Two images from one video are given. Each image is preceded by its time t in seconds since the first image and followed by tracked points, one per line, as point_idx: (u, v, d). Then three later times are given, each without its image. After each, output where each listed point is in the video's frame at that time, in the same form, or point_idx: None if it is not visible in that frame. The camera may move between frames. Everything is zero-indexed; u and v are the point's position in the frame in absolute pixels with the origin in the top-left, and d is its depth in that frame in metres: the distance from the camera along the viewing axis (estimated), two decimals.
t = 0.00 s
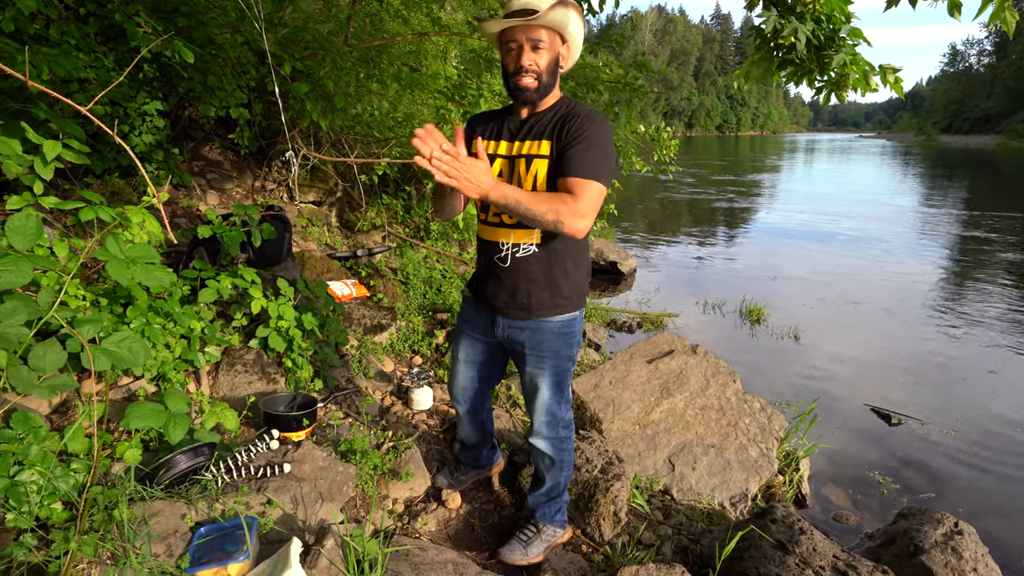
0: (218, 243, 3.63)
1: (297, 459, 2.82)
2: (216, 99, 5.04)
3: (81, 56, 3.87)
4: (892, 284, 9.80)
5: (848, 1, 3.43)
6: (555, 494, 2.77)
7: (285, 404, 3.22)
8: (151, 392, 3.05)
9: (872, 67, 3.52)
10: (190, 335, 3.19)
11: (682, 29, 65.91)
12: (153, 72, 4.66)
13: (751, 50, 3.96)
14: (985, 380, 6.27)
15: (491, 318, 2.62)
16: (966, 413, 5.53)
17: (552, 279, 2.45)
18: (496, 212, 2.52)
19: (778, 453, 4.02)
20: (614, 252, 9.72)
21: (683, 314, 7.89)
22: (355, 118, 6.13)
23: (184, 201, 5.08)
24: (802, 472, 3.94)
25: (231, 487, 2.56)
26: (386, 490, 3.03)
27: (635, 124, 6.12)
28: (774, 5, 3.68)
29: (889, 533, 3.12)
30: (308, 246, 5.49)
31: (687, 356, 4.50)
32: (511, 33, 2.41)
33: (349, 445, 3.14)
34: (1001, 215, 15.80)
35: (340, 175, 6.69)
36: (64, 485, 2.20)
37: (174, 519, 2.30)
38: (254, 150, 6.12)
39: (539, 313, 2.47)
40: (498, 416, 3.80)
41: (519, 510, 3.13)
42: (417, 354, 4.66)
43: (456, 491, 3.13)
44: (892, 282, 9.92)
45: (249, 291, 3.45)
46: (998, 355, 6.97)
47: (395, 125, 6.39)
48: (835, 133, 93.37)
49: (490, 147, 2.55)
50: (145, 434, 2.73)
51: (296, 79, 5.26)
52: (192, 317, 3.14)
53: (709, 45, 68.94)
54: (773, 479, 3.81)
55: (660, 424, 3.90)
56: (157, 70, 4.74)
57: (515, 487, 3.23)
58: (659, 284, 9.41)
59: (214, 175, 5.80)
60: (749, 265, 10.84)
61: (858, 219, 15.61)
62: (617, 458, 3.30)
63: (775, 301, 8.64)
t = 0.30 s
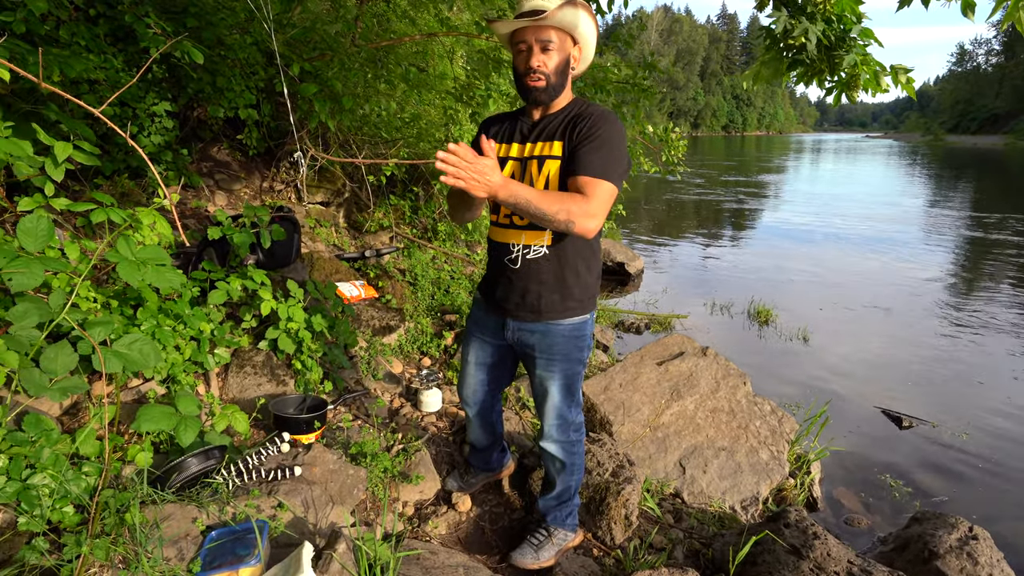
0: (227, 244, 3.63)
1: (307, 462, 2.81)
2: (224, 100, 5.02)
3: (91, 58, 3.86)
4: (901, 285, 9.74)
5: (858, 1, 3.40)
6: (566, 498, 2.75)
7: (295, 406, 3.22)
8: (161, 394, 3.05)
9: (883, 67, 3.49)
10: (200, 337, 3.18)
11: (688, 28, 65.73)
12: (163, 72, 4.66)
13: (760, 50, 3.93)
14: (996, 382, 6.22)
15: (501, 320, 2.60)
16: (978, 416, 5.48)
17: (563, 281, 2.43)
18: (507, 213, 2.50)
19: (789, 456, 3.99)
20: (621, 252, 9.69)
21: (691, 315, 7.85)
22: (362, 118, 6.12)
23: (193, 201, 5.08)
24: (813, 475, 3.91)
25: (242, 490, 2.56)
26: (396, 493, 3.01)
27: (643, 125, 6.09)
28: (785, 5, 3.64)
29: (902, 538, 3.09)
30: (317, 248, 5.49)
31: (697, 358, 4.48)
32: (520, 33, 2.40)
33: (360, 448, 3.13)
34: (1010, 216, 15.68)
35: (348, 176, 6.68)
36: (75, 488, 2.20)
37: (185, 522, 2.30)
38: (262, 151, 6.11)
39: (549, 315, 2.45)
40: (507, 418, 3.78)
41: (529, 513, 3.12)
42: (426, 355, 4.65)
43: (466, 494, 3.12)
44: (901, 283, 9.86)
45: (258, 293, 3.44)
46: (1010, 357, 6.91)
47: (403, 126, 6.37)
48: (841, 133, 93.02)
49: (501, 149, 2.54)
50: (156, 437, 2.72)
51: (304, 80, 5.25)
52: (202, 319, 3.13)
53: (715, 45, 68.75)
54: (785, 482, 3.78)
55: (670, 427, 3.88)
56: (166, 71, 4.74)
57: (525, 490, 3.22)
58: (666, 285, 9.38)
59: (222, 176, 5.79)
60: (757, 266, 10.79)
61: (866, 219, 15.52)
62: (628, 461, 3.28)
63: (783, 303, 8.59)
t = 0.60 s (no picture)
0: (237, 246, 3.63)
1: (320, 466, 2.80)
2: (233, 101, 4.99)
3: (101, 58, 3.84)
4: (908, 287, 9.70)
5: (869, 1, 3.39)
6: (580, 502, 2.73)
7: (306, 409, 3.22)
8: (172, 397, 3.04)
9: (894, 68, 3.46)
10: (210, 339, 3.16)
11: (692, 28, 65.60)
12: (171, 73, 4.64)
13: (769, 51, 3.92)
14: (1007, 385, 6.18)
15: (516, 324, 2.58)
16: (989, 419, 5.45)
17: (579, 287, 2.41)
18: (522, 218, 2.47)
19: (801, 460, 3.97)
20: (627, 253, 9.66)
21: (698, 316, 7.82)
22: (370, 118, 6.11)
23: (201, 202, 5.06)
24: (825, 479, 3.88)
25: (255, 494, 2.55)
26: (408, 497, 3.00)
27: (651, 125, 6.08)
28: (795, 5, 3.61)
29: (918, 543, 3.07)
30: (325, 248, 5.48)
31: (708, 361, 4.46)
32: (543, 32, 2.40)
33: (371, 451, 3.12)
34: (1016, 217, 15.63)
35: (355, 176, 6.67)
36: (89, 492, 2.19)
37: (199, 527, 2.29)
38: (270, 151, 6.09)
39: (565, 320, 2.43)
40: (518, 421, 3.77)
41: (541, 517, 3.10)
42: (435, 357, 4.64)
43: (478, 498, 3.10)
44: (909, 285, 9.82)
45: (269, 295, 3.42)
46: (1019, 359, 6.87)
47: (410, 126, 6.36)
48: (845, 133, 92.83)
49: (515, 152, 2.51)
50: (169, 440, 2.72)
51: (312, 80, 5.24)
52: (213, 321, 3.11)
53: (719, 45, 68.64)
54: (797, 486, 3.75)
55: (681, 430, 3.85)
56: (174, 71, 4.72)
57: (538, 493, 3.20)
58: (672, 286, 9.36)
59: (229, 177, 5.78)
60: (763, 267, 10.76)
61: (872, 220, 15.48)
62: (641, 465, 3.26)
63: (790, 304, 8.56)
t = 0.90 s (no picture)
0: (245, 245, 3.62)
1: (329, 468, 2.78)
2: (239, 100, 4.95)
3: (107, 57, 3.81)
4: (914, 287, 9.66)
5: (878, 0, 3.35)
6: (593, 505, 2.70)
7: (314, 410, 3.22)
8: (180, 397, 3.02)
9: (904, 67, 3.43)
10: (218, 339, 3.12)
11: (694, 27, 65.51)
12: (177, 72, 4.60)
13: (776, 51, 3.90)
14: (1015, 386, 6.14)
15: (529, 326, 2.56)
16: (998, 420, 5.41)
17: (595, 291, 2.39)
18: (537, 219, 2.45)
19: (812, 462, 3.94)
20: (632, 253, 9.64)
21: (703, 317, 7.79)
22: (375, 118, 6.08)
23: (207, 201, 5.04)
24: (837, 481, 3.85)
25: (265, 496, 2.53)
26: (418, 499, 2.97)
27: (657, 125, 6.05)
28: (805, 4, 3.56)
29: (933, 546, 3.03)
30: (331, 248, 5.45)
31: (718, 362, 4.43)
32: (559, 27, 2.39)
33: (381, 452, 3.09)
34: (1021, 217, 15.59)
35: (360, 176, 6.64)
36: (98, 494, 2.17)
37: (209, 529, 2.26)
38: (275, 150, 6.06)
39: (579, 322, 2.41)
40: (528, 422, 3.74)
41: (552, 520, 3.07)
42: (442, 358, 4.62)
43: (488, 499, 3.07)
44: (915, 285, 9.78)
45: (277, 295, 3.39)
46: None
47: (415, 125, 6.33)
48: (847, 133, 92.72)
49: (527, 153, 2.46)
50: (177, 441, 2.69)
51: (318, 79, 5.21)
52: (221, 321, 3.08)
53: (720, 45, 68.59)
54: (808, 488, 3.72)
55: (691, 431, 3.83)
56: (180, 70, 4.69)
57: (548, 495, 3.17)
58: (677, 286, 9.33)
59: (234, 176, 5.75)
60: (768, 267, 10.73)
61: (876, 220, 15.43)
62: (652, 466, 3.23)
63: (796, 304, 8.53)
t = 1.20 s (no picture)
0: (248, 247, 3.61)
1: (335, 470, 2.77)
2: (241, 100, 4.93)
3: (111, 58, 3.80)
4: (915, 288, 9.66)
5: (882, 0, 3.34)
6: (598, 506, 2.69)
7: (319, 412, 3.20)
8: (185, 399, 3.01)
9: (907, 67, 3.42)
10: (222, 341, 3.11)
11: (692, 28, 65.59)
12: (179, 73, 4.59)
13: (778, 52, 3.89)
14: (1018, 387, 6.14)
15: (535, 328, 2.55)
16: (1001, 421, 5.41)
17: (601, 293, 2.39)
18: (543, 221, 2.45)
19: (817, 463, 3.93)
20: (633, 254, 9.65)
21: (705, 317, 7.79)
22: (377, 118, 6.08)
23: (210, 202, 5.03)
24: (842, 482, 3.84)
25: (271, 499, 2.52)
26: (424, 501, 2.96)
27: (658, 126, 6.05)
28: (807, 5, 3.55)
29: (939, 548, 3.02)
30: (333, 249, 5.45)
31: (722, 363, 4.43)
32: (559, 29, 2.37)
33: (387, 454, 3.09)
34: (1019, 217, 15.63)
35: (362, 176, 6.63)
36: (105, 497, 2.16)
37: (215, 532, 2.26)
38: (277, 151, 6.06)
39: (585, 325, 2.40)
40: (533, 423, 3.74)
41: (557, 521, 3.07)
42: (445, 359, 4.62)
43: (493, 501, 3.07)
44: (915, 286, 9.78)
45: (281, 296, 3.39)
46: None
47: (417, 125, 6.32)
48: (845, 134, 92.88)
49: (534, 155, 2.46)
50: (183, 442, 2.68)
51: (319, 79, 5.20)
52: (226, 323, 3.07)
53: (719, 46, 68.68)
54: (813, 489, 3.71)
55: (696, 433, 3.82)
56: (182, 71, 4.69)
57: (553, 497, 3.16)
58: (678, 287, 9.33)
59: (237, 177, 5.73)
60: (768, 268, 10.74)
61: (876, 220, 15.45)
62: (658, 468, 3.22)
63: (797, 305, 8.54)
